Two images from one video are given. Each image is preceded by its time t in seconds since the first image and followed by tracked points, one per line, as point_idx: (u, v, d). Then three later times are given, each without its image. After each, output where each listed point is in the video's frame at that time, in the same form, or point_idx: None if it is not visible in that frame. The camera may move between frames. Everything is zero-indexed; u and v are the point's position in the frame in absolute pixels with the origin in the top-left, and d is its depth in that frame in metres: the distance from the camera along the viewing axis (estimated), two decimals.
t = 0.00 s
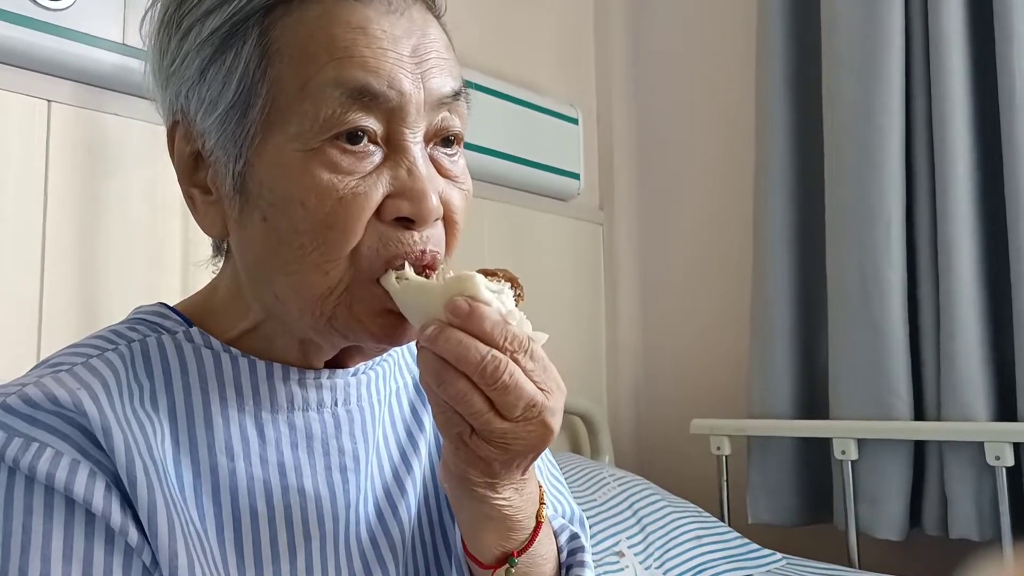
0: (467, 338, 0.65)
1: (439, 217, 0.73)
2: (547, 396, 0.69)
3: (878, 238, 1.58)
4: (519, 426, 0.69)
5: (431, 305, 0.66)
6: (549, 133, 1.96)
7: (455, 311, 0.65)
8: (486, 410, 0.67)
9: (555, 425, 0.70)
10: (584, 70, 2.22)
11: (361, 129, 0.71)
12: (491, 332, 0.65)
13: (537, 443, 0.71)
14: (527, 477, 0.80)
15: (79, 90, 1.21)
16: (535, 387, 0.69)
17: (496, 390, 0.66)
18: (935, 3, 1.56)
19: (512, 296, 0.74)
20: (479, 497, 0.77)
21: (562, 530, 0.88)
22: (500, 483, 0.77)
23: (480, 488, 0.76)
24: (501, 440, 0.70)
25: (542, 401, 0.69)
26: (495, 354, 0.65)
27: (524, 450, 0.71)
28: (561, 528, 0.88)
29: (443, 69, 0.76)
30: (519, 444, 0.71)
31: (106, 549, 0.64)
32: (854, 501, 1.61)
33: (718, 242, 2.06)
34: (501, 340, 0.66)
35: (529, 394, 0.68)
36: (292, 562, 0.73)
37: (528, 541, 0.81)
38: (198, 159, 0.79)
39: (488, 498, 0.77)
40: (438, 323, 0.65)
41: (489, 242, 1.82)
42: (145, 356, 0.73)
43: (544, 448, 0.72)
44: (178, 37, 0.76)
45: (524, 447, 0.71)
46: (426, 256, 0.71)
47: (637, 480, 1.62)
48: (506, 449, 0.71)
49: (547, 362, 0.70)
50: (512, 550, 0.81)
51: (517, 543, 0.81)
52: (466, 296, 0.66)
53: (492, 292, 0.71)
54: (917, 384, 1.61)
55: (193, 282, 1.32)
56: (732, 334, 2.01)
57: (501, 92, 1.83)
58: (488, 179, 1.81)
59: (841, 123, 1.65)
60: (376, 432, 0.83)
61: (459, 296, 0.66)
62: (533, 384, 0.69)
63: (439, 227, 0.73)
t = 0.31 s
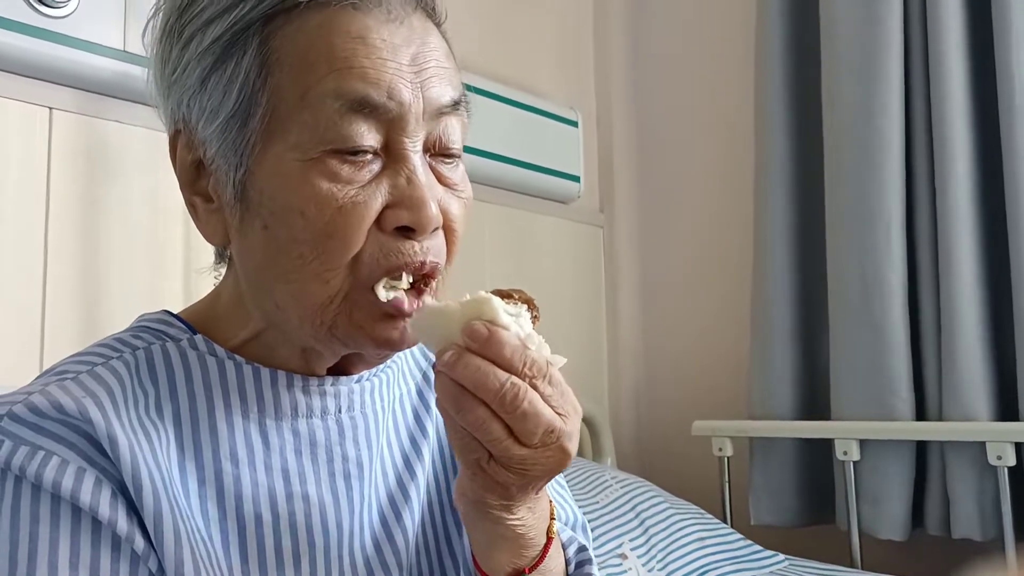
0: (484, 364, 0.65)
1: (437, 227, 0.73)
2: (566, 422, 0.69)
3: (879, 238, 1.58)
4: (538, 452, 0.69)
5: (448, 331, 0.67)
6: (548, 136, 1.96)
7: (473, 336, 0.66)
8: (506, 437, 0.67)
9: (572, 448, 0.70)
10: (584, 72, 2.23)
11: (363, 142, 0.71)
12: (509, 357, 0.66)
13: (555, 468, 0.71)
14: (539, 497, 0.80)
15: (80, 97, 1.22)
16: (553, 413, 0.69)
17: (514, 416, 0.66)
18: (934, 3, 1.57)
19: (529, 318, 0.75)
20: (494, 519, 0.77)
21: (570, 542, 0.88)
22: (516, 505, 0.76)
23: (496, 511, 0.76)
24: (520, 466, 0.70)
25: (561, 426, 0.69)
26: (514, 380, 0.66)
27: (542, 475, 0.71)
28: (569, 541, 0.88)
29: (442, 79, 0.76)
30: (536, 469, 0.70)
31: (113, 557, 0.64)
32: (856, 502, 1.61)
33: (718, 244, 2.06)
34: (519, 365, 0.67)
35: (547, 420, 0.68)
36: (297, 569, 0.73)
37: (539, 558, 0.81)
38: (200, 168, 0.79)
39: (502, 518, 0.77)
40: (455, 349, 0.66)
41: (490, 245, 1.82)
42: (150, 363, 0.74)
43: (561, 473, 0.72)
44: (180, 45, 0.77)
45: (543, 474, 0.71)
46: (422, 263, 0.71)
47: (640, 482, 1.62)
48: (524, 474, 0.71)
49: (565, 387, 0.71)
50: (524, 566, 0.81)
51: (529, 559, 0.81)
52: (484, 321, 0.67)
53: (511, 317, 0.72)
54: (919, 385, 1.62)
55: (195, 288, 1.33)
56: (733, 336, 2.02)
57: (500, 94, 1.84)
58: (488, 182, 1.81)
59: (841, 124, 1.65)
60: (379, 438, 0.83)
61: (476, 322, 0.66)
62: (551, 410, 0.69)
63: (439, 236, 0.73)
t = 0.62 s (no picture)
0: (549, 427, 0.68)
1: (437, 255, 0.74)
2: (618, 478, 0.73)
3: (875, 238, 1.59)
4: (589, 506, 0.73)
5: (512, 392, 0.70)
6: (546, 138, 1.97)
7: (539, 396, 0.68)
8: (564, 496, 0.71)
9: (619, 500, 0.75)
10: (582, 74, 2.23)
11: (371, 169, 0.72)
12: (571, 421, 0.69)
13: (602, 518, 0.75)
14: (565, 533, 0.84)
15: (80, 104, 1.22)
16: (607, 471, 0.73)
17: (574, 478, 0.70)
18: (929, 4, 1.57)
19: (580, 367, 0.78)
20: (532, 559, 0.80)
21: (583, 562, 0.91)
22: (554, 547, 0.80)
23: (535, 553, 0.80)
24: (572, 520, 0.74)
25: (613, 483, 0.73)
26: (576, 445, 0.69)
27: (590, 526, 0.76)
28: (582, 561, 0.91)
29: (451, 106, 0.77)
30: (587, 521, 0.75)
31: (119, 562, 0.65)
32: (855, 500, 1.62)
33: (717, 245, 2.07)
34: (580, 428, 0.70)
35: (604, 480, 0.72)
36: (303, 570, 0.74)
37: None
38: (206, 175, 0.79)
39: (537, 558, 0.81)
40: (517, 409, 0.68)
41: (489, 247, 1.83)
42: (156, 369, 0.74)
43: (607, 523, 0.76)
44: (193, 53, 0.77)
45: (592, 524, 0.75)
46: (420, 293, 0.73)
47: (640, 483, 1.62)
48: (575, 526, 0.75)
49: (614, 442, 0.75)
50: None
51: None
52: (547, 378, 0.70)
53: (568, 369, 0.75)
54: (917, 384, 1.62)
55: (196, 293, 1.33)
56: (732, 336, 2.02)
57: (498, 97, 1.84)
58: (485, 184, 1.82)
59: (837, 124, 1.66)
60: (384, 441, 0.84)
61: (542, 380, 0.69)
62: (606, 467, 0.73)
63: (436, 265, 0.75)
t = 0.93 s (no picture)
0: (564, 449, 0.69)
1: (435, 252, 0.74)
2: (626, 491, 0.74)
3: (871, 233, 1.59)
4: (599, 521, 0.74)
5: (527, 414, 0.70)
6: (542, 137, 1.97)
7: (554, 418, 0.68)
8: (577, 515, 0.72)
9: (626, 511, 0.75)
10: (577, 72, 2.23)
11: (371, 167, 0.72)
12: (585, 441, 0.69)
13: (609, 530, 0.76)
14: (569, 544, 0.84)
15: (75, 106, 1.22)
16: (616, 485, 0.73)
17: (587, 496, 0.70)
18: None
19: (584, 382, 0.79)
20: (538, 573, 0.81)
21: (584, 566, 0.92)
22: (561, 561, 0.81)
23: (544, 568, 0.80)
24: (583, 536, 0.74)
25: (622, 497, 0.73)
26: (590, 465, 0.69)
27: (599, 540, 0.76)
28: (582, 566, 0.92)
29: (450, 105, 0.77)
30: (597, 535, 0.75)
31: (119, 559, 0.65)
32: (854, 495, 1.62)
33: (714, 242, 2.07)
34: (592, 447, 0.70)
35: (614, 495, 0.72)
36: (304, 566, 0.74)
37: None
38: (207, 173, 0.79)
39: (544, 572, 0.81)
40: (531, 433, 0.68)
41: (486, 246, 1.83)
42: (155, 366, 0.74)
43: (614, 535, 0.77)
44: (194, 53, 0.77)
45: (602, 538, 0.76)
46: (418, 287, 0.73)
47: (639, 479, 1.63)
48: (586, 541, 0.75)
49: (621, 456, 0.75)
50: None
51: None
52: (559, 400, 0.70)
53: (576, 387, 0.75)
54: (915, 378, 1.63)
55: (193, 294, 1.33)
56: (729, 333, 2.03)
57: (494, 96, 1.85)
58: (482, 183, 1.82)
59: (832, 119, 1.66)
60: (383, 438, 0.84)
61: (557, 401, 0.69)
62: (615, 482, 0.73)
63: (433, 261, 0.75)
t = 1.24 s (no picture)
0: (583, 466, 0.71)
1: (436, 253, 0.74)
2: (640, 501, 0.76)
3: (869, 229, 1.60)
4: (615, 533, 0.76)
5: (542, 435, 0.71)
6: (541, 138, 1.97)
7: (575, 437, 0.71)
8: (597, 530, 0.74)
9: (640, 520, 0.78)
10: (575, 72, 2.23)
11: (371, 169, 0.72)
12: (602, 457, 0.72)
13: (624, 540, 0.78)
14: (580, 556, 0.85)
15: (75, 111, 1.22)
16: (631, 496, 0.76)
17: (606, 510, 0.73)
18: None
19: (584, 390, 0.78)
20: None
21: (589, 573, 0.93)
22: None
23: None
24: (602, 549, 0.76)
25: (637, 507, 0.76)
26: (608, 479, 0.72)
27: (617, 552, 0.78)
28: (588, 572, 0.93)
29: (449, 106, 0.77)
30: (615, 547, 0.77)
31: (125, 561, 0.65)
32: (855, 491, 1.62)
33: (713, 241, 2.08)
34: (609, 461, 0.73)
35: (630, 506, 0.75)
36: (309, 566, 0.75)
37: None
38: (207, 177, 0.80)
39: None
40: (551, 456, 0.70)
41: (485, 246, 1.83)
42: (158, 369, 0.75)
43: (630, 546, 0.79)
44: (194, 57, 0.77)
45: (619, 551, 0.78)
46: (422, 288, 0.73)
47: (641, 478, 1.63)
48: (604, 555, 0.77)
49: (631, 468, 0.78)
50: None
51: None
52: (573, 417, 0.72)
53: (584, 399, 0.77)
54: (914, 374, 1.63)
55: (194, 298, 1.33)
56: (729, 331, 2.03)
57: (493, 96, 1.85)
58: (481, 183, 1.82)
59: (830, 116, 1.67)
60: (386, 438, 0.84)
61: (574, 420, 0.72)
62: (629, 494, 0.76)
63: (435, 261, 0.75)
